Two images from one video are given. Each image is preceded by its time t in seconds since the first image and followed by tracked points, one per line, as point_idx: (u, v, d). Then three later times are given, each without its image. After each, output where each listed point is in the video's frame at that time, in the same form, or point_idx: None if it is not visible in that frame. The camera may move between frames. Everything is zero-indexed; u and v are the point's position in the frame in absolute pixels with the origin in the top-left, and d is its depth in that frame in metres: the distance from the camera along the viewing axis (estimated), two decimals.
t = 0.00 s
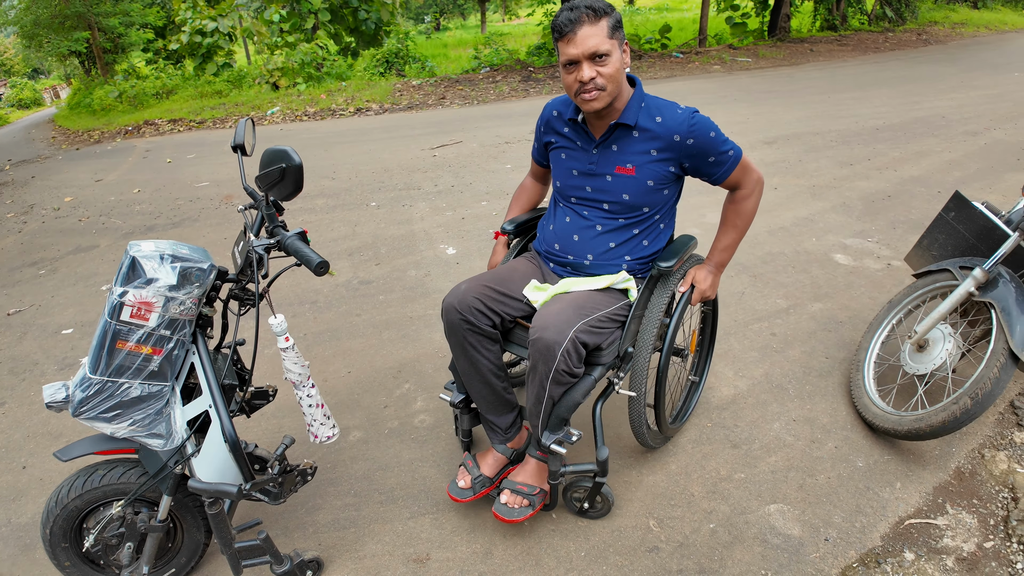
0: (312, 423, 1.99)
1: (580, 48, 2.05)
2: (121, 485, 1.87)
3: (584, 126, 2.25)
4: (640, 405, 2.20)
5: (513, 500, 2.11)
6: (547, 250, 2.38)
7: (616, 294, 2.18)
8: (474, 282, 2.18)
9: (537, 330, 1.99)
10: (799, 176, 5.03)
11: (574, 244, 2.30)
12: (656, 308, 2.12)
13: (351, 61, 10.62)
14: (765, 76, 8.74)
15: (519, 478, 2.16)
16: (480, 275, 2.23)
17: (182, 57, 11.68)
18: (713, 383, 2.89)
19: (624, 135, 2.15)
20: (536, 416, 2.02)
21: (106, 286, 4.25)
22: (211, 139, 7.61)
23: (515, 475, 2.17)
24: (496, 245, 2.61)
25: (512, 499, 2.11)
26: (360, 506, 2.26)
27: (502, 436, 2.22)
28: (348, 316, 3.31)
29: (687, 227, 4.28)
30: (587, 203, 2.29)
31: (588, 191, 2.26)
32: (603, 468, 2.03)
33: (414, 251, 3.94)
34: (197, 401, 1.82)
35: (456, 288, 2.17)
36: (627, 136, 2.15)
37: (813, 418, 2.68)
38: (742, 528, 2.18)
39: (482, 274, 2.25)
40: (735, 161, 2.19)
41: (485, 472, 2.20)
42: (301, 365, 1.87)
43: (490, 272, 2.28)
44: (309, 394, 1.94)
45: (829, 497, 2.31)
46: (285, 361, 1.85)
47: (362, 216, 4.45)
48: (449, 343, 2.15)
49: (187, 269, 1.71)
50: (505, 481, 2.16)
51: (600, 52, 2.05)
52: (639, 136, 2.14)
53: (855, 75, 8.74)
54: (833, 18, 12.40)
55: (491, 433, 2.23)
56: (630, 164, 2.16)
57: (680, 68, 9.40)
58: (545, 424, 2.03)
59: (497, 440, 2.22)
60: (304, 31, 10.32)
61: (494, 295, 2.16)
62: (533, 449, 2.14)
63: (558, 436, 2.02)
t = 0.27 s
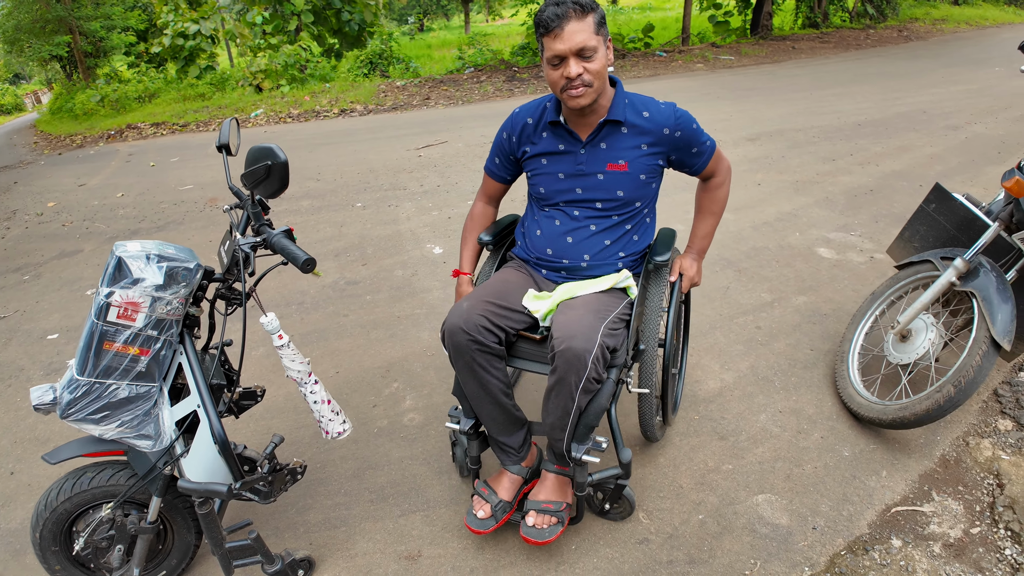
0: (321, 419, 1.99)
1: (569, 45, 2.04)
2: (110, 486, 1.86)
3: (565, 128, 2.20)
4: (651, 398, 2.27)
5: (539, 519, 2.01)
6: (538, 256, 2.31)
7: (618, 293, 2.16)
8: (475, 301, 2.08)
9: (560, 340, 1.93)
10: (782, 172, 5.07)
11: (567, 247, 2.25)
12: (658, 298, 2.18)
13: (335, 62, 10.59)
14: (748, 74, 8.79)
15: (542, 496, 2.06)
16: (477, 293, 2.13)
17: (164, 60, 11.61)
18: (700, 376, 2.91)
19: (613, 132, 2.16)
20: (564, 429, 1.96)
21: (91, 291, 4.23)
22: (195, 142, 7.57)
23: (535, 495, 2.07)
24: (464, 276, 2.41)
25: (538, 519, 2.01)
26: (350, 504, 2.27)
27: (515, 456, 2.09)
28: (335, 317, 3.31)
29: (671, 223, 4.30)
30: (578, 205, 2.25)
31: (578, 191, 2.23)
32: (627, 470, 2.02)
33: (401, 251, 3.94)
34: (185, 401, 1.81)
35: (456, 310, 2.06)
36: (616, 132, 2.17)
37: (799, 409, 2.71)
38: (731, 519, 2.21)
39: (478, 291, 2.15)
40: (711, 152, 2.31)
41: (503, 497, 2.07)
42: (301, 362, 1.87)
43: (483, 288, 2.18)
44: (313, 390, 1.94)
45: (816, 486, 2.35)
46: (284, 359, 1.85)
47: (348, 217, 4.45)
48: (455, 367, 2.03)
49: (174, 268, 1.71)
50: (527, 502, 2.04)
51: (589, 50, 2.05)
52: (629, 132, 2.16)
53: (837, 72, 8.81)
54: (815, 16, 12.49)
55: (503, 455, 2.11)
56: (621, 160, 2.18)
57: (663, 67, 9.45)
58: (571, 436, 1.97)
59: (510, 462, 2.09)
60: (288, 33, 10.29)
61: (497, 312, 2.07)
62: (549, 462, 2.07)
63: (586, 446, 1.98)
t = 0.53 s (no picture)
0: (290, 427, 1.98)
1: (563, 50, 1.93)
2: (99, 487, 1.86)
3: (548, 138, 2.09)
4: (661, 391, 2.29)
5: (571, 538, 1.95)
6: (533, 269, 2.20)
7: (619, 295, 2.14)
8: (484, 322, 1.98)
9: (590, 349, 1.89)
10: (766, 168, 5.11)
11: (564, 256, 2.17)
12: (653, 294, 2.22)
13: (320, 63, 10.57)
14: (732, 72, 8.85)
15: (569, 514, 1.99)
16: (481, 313, 2.03)
17: (148, 64, 11.56)
18: (685, 369, 2.94)
19: (599, 134, 2.11)
20: (593, 441, 1.94)
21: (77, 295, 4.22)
22: (180, 145, 7.54)
23: (560, 514, 2.01)
24: (448, 325, 2.18)
25: (570, 538, 1.95)
26: (340, 502, 2.28)
27: (534, 479, 2.03)
28: (323, 317, 3.32)
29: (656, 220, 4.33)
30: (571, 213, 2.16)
31: (571, 198, 2.14)
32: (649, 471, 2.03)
33: (387, 251, 3.95)
34: (173, 401, 1.83)
35: (466, 332, 1.95)
36: (603, 134, 2.11)
37: (783, 400, 2.74)
38: (717, 509, 2.26)
39: (480, 311, 2.05)
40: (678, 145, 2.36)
41: (528, 523, 1.99)
42: (278, 367, 1.88)
43: (483, 306, 2.08)
44: (286, 397, 1.93)
45: (800, 476, 2.39)
46: (263, 363, 1.85)
47: (334, 218, 4.45)
48: (470, 392, 1.93)
49: (160, 268, 1.72)
50: (556, 522, 1.98)
51: (584, 55, 1.96)
52: (614, 132, 2.13)
53: (820, 69, 8.88)
54: (798, 14, 12.59)
55: (521, 480, 2.03)
56: (611, 161, 2.13)
57: (648, 66, 9.49)
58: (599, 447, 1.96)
59: (530, 485, 2.02)
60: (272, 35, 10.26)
61: (506, 329, 1.99)
62: (569, 476, 2.04)
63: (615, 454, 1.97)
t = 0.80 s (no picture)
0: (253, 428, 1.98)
1: (564, 52, 1.90)
2: (89, 486, 1.87)
3: (537, 140, 2.05)
4: (665, 391, 2.17)
5: (597, 548, 1.92)
6: (528, 277, 2.15)
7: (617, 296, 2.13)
8: (495, 335, 1.93)
9: (611, 353, 1.88)
10: (753, 164, 5.15)
11: (562, 260, 2.13)
12: (648, 290, 2.21)
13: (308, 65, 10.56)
14: (719, 70, 8.90)
15: (591, 523, 1.96)
16: (488, 326, 1.97)
17: (135, 66, 11.52)
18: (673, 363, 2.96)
19: (586, 134, 2.10)
20: (614, 446, 1.92)
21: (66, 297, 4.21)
22: (168, 147, 7.53)
23: (580, 524, 1.98)
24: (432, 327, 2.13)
25: (595, 547, 1.93)
26: (331, 499, 2.29)
27: (550, 494, 1.96)
28: (312, 317, 3.33)
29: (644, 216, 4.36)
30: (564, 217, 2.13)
31: (564, 202, 2.11)
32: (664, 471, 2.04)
33: (376, 250, 3.96)
34: (162, 398, 1.83)
35: (479, 346, 1.89)
36: (590, 134, 2.10)
37: (770, 392, 2.77)
38: (705, 500, 2.29)
39: (486, 324, 1.99)
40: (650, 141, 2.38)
41: (549, 538, 1.93)
42: (250, 366, 1.88)
43: (487, 319, 2.02)
44: (253, 397, 1.93)
45: (788, 466, 2.42)
46: (235, 361, 1.86)
47: (323, 218, 4.46)
48: (488, 409, 1.87)
49: (148, 266, 1.73)
50: (579, 534, 1.94)
51: (582, 59, 1.93)
52: (600, 132, 2.12)
53: (806, 66, 8.94)
54: (785, 12, 12.66)
55: (537, 496, 1.97)
56: (600, 161, 2.12)
57: (636, 65, 9.53)
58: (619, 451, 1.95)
59: (546, 501, 1.96)
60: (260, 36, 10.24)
61: (517, 341, 1.94)
62: (585, 484, 2.01)
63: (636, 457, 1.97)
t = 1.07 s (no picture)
0: (254, 421, 1.99)
1: (569, 50, 1.90)
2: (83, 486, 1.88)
3: (533, 139, 2.06)
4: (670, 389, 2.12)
5: (612, 552, 1.91)
6: (527, 281, 2.14)
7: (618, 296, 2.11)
8: (503, 344, 1.89)
9: (624, 355, 1.86)
10: (744, 162, 5.17)
11: (561, 262, 2.13)
12: (646, 290, 2.19)
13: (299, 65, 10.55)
14: (710, 68, 8.92)
15: (603, 529, 1.95)
16: (494, 334, 1.93)
17: (126, 68, 11.49)
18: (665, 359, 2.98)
19: (582, 135, 2.11)
20: (626, 449, 1.91)
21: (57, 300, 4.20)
22: (159, 148, 7.51)
23: (592, 531, 1.97)
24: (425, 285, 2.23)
25: (609, 553, 1.91)
26: (325, 497, 2.29)
27: (561, 503, 1.93)
28: (305, 316, 3.33)
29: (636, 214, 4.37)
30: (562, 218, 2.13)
31: (561, 203, 2.11)
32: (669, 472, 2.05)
33: (369, 249, 3.96)
34: (155, 396, 1.83)
35: (487, 357, 1.85)
36: (586, 135, 2.11)
37: (762, 387, 2.79)
38: (699, 494, 2.30)
39: (491, 333, 1.94)
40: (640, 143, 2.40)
41: (561, 547, 1.90)
42: (248, 361, 1.88)
43: (490, 328, 1.97)
44: (253, 392, 1.94)
45: (780, 460, 2.43)
46: (232, 357, 1.85)
47: (315, 217, 4.46)
48: (500, 420, 1.82)
49: (141, 264, 1.73)
50: (593, 540, 1.92)
51: (587, 59, 1.94)
52: (596, 132, 2.13)
53: (797, 64, 8.97)
54: (775, 10, 12.70)
55: (547, 505, 1.94)
56: (597, 162, 2.13)
57: (627, 63, 9.55)
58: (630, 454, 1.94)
59: (557, 510, 1.93)
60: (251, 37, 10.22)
61: (523, 348, 1.91)
62: (594, 489, 1.99)
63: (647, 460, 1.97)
